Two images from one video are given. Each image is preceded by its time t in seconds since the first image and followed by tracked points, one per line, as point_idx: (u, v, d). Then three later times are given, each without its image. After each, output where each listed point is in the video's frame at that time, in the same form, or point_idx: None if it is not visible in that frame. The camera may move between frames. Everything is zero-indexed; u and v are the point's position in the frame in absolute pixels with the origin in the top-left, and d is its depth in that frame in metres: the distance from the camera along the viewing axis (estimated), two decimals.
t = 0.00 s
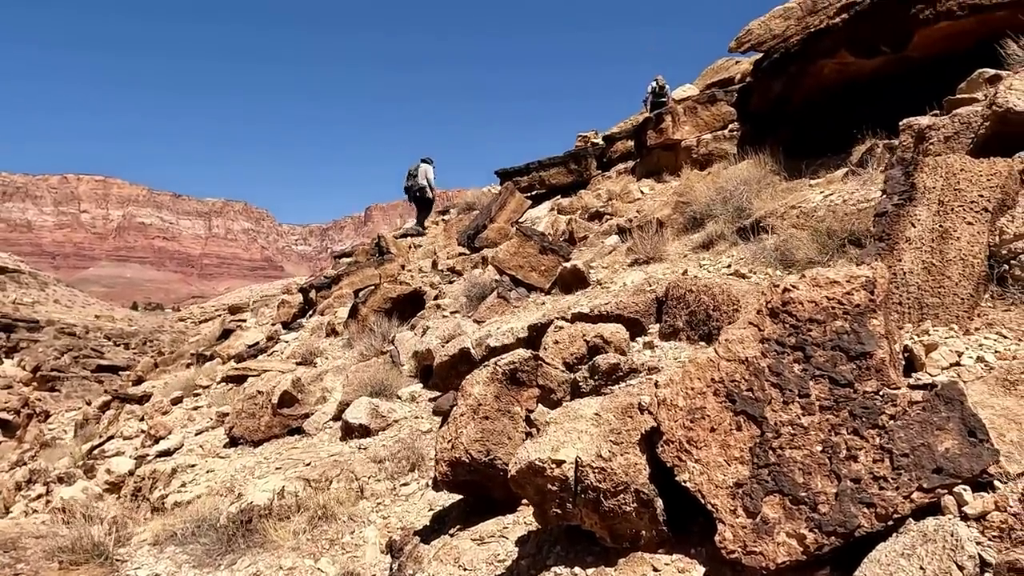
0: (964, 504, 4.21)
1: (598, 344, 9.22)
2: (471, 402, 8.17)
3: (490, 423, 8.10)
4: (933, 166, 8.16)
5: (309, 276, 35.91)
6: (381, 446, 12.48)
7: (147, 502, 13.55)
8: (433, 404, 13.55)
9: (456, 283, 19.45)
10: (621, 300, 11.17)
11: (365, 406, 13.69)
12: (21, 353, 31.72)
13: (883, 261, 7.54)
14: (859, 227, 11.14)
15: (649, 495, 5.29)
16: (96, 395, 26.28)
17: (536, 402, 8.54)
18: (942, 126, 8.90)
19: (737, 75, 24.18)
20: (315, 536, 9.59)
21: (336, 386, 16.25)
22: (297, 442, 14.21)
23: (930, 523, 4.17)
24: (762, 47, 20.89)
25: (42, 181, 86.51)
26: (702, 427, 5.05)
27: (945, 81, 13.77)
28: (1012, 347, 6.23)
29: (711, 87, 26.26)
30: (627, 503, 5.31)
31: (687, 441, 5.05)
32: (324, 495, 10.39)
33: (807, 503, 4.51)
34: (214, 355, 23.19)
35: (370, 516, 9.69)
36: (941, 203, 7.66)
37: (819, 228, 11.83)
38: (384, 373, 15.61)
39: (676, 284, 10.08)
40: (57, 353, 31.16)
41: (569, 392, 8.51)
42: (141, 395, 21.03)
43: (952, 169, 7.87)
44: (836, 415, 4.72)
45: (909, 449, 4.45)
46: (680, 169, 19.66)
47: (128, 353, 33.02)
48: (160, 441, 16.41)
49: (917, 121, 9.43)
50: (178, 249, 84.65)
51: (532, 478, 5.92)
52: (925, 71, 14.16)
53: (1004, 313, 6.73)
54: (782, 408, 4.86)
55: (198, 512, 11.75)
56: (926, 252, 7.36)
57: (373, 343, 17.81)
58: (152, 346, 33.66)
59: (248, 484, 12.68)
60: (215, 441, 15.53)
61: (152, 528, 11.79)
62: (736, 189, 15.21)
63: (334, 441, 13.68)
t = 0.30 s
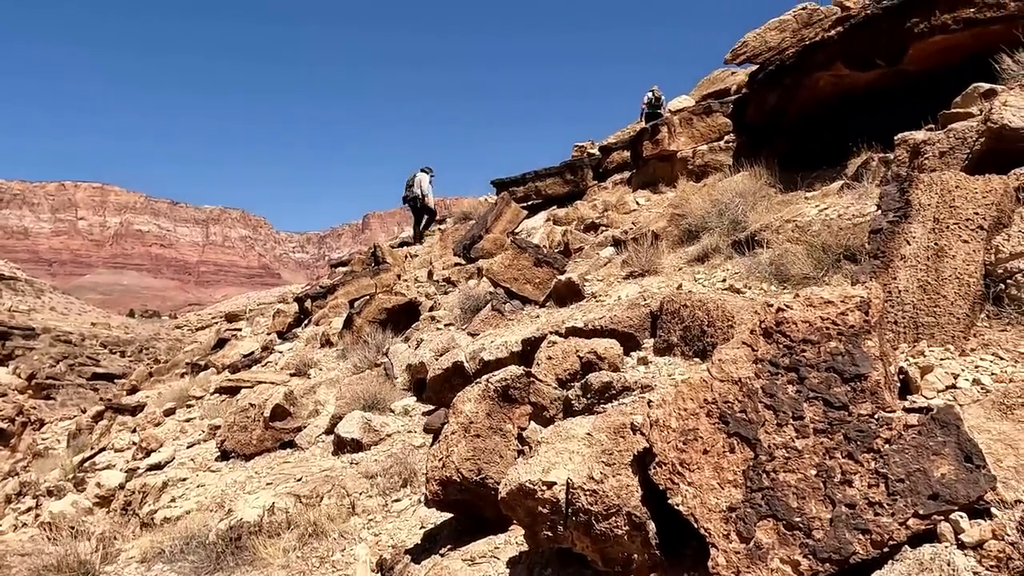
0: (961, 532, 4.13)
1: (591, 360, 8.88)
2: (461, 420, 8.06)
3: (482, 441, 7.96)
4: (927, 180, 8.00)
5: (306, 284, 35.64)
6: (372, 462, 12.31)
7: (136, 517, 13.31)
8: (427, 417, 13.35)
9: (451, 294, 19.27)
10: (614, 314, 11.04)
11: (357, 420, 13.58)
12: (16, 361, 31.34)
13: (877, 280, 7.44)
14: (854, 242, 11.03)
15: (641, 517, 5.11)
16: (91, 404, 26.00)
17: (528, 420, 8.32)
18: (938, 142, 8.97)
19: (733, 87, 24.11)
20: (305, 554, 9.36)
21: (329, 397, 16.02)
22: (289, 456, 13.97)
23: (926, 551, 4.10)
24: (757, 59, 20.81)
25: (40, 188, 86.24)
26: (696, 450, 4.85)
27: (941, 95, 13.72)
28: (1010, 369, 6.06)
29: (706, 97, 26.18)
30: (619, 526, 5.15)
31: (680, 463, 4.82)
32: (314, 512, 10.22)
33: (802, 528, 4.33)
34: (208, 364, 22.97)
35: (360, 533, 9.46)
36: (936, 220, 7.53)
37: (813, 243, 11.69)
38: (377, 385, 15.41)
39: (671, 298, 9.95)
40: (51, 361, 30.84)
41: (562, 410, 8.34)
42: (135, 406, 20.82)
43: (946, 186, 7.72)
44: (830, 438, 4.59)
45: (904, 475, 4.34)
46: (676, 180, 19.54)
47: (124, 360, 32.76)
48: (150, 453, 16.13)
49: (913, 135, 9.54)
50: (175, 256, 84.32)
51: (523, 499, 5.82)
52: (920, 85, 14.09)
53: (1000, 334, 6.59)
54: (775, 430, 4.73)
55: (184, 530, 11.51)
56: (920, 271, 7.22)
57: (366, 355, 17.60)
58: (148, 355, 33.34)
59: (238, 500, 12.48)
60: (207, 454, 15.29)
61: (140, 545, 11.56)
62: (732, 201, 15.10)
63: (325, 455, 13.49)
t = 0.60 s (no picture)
0: (980, 561, 3.88)
1: (591, 374, 8.66)
2: (459, 436, 7.72)
3: (479, 458, 7.60)
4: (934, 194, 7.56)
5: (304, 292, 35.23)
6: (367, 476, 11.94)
7: (126, 531, 12.84)
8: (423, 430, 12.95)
9: (448, 303, 18.91)
10: (614, 326, 10.72)
11: (352, 432, 13.16)
12: (10, 367, 30.85)
13: (885, 295, 7.04)
14: (859, 254, 10.76)
15: (645, 540, 4.72)
16: (84, 412, 25.52)
17: (527, 436, 7.88)
18: (944, 152, 8.78)
19: (733, 96, 23.90)
20: (297, 570, 8.95)
21: (322, 407, 15.55)
22: (282, 469, 13.60)
23: None
24: (757, 68, 20.59)
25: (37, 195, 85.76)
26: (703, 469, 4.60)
27: (944, 106, 13.65)
28: None
29: (705, 107, 26.01)
30: (621, 549, 4.73)
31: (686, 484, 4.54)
32: (308, 528, 9.90)
33: (812, 554, 4.10)
34: (201, 374, 22.47)
35: (354, 550, 9.09)
36: (945, 233, 7.16)
37: (817, 255, 11.39)
38: (371, 398, 15.02)
39: (672, 310, 9.55)
40: (46, 368, 30.33)
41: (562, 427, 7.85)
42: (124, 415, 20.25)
43: (955, 198, 7.36)
44: (840, 460, 4.39)
45: (920, 498, 4.14)
46: (675, 189, 19.28)
47: (119, 368, 32.16)
48: (142, 466, 15.67)
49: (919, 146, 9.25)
50: (172, 263, 83.76)
51: (521, 521, 5.39)
52: (923, 96, 14.02)
53: (1014, 350, 6.31)
54: (783, 451, 4.54)
55: (175, 545, 11.15)
56: (930, 285, 6.87)
57: (360, 366, 17.21)
58: (143, 362, 32.81)
59: (230, 515, 12.04)
60: (199, 466, 14.81)
61: (128, 561, 11.12)
62: (733, 211, 14.80)
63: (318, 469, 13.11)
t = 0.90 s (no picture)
0: None
1: (595, 392, 8.37)
2: (459, 457, 7.45)
3: (480, 479, 7.32)
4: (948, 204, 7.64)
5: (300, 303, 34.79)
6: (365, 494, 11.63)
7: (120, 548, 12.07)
8: (424, 446, 12.81)
9: (447, 315, 18.61)
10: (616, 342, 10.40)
11: (350, 448, 12.80)
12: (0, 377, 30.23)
13: (897, 314, 6.83)
14: (866, 270, 10.46)
15: (652, 569, 4.64)
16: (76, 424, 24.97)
17: (529, 456, 7.76)
18: (950, 167, 8.54)
19: (732, 107, 23.72)
20: None
21: (323, 422, 15.29)
22: (279, 485, 13.29)
23: None
24: (758, 80, 20.42)
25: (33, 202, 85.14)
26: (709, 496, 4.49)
27: (948, 119, 13.26)
28: None
29: (705, 118, 25.85)
30: None
31: (695, 510, 4.42)
32: (306, 546, 9.57)
33: None
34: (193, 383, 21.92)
35: (352, 569, 8.85)
36: (957, 250, 7.08)
37: (821, 270, 11.06)
38: (368, 412, 14.70)
39: (675, 327, 9.48)
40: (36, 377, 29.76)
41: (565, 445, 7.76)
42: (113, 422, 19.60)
43: (966, 215, 7.32)
44: (856, 488, 4.33)
45: (939, 530, 4.04)
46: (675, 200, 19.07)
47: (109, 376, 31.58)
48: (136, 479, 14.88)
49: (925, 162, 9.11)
50: (168, 272, 83.07)
51: (526, 548, 5.37)
52: (927, 108, 13.63)
53: None
54: (797, 478, 4.46)
55: (169, 560, 10.75)
56: (943, 304, 6.75)
57: (358, 379, 16.88)
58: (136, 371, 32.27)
59: (225, 532, 11.66)
60: (195, 481, 14.31)
61: None
62: (734, 224, 14.55)
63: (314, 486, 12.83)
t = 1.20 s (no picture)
0: None
1: (600, 405, 8.28)
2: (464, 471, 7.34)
3: (484, 494, 7.14)
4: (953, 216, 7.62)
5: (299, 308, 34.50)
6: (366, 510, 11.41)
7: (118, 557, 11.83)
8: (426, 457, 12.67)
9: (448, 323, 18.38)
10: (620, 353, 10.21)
11: (351, 459, 12.75)
12: None
13: (909, 329, 6.75)
14: (873, 280, 10.31)
15: None
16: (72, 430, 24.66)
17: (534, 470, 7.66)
18: (958, 178, 7.97)
19: (734, 114, 23.56)
20: None
21: (320, 431, 15.04)
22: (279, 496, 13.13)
23: None
24: (761, 88, 20.27)
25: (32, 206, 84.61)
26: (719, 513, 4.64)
27: (953, 128, 13.10)
28: None
29: (706, 126, 25.76)
30: None
31: (707, 528, 4.56)
32: (307, 560, 9.60)
33: None
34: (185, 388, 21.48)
35: None
36: (969, 264, 6.97)
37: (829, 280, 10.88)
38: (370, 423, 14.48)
39: (680, 339, 9.24)
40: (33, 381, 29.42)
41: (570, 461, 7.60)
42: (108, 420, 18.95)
43: (978, 229, 7.16)
44: (872, 508, 4.50)
45: (958, 553, 4.20)
46: (677, 208, 18.93)
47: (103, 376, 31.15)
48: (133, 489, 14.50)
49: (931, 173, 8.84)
50: (167, 276, 82.61)
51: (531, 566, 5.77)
52: (931, 117, 13.47)
53: None
54: (810, 497, 4.62)
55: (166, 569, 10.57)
56: (955, 319, 6.67)
57: (357, 388, 16.65)
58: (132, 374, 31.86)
59: (225, 545, 11.45)
60: (194, 492, 14.11)
61: None
62: (738, 233, 14.43)
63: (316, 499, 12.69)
